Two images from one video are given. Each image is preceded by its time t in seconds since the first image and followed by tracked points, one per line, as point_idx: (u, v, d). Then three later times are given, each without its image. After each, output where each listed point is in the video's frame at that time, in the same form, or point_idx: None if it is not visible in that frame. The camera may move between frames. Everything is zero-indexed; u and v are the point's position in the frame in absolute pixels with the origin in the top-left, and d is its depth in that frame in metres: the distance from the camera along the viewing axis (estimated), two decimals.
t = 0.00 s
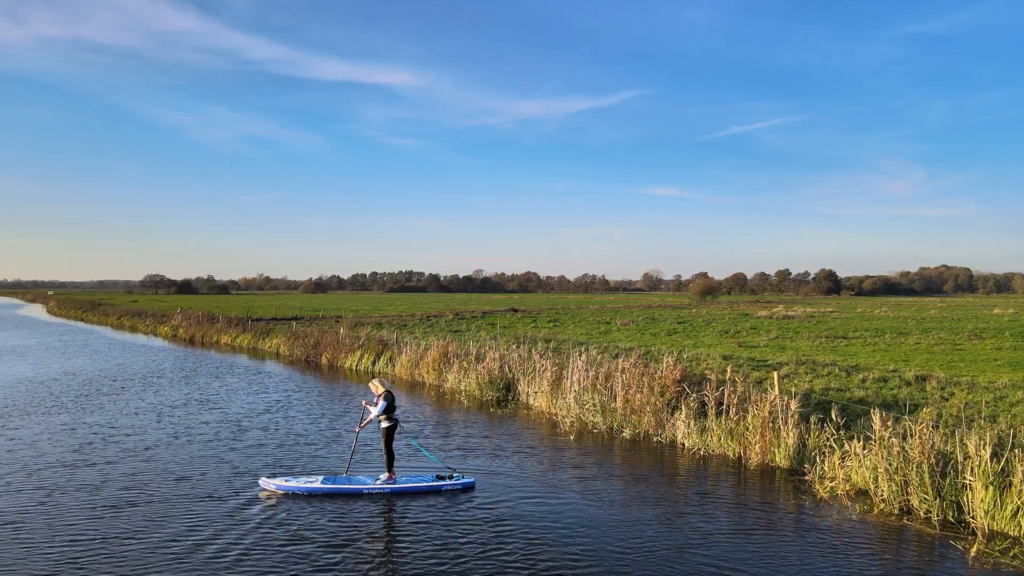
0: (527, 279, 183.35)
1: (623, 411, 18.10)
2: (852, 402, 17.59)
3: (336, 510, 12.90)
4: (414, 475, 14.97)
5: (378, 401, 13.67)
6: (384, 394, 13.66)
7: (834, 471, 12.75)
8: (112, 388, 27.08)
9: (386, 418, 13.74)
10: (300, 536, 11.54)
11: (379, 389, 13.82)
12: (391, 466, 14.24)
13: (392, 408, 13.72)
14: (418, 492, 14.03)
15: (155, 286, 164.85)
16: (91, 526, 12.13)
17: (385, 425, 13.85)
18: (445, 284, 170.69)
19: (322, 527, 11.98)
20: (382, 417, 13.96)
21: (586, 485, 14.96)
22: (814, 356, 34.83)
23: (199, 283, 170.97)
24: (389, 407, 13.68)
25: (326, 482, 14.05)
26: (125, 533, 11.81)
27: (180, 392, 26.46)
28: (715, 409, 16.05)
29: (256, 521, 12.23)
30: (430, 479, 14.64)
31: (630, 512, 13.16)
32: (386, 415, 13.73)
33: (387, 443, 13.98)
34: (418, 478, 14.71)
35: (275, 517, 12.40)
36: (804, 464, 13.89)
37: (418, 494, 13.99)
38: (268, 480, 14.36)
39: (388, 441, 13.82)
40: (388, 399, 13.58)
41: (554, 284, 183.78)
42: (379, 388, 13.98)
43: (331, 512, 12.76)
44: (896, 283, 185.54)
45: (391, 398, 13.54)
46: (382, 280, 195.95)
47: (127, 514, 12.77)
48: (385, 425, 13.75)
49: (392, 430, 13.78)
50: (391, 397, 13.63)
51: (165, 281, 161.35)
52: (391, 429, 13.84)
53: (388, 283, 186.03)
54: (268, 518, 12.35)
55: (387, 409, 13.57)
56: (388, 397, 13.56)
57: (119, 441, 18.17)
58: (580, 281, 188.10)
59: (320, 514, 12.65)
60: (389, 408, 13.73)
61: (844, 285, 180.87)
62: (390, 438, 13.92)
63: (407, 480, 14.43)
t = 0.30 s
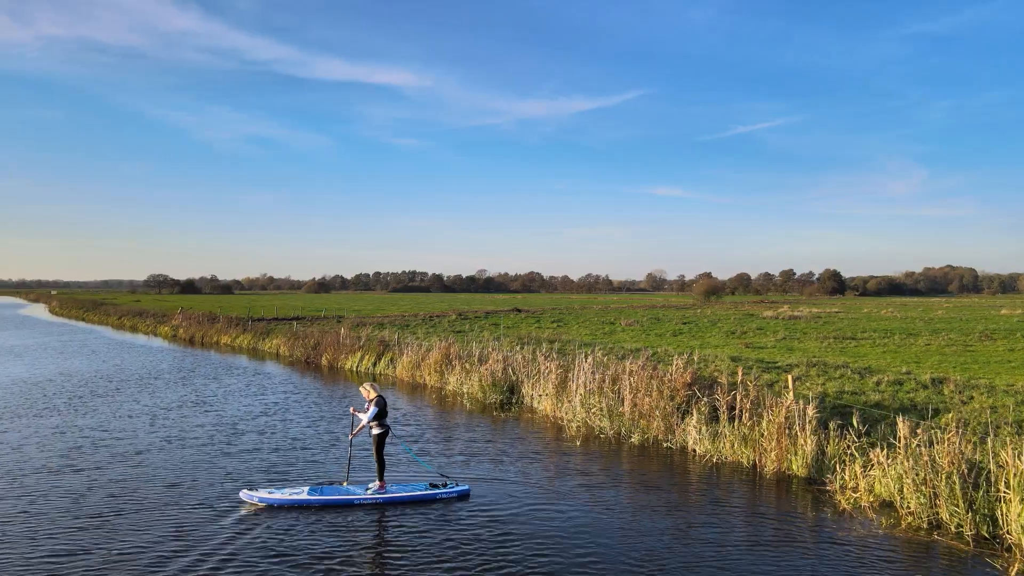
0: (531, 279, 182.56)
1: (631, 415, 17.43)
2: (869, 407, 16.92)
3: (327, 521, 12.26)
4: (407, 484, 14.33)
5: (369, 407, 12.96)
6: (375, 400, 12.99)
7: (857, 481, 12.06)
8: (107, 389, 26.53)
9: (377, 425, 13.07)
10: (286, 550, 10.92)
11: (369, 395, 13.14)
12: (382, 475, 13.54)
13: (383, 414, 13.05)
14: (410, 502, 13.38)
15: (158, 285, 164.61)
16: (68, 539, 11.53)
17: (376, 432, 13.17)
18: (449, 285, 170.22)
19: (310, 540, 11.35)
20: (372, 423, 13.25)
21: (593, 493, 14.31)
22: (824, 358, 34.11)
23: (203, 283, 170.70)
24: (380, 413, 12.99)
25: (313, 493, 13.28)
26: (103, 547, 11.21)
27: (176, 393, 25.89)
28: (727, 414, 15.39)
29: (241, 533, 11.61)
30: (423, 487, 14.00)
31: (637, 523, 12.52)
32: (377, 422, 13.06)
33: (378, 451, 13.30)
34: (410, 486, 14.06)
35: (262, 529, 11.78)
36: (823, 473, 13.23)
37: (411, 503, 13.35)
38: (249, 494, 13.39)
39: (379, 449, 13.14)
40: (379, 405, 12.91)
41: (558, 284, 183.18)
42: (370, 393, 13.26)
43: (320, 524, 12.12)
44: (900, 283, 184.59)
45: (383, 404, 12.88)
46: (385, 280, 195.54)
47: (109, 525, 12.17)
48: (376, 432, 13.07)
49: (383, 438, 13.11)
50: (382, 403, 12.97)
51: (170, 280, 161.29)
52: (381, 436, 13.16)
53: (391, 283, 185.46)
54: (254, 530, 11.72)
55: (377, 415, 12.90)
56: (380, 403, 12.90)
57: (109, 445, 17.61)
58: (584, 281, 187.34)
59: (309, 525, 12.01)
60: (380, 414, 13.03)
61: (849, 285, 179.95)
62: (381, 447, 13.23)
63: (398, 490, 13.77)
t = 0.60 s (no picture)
0: (543, 279, 181.86)
1: (649, 420, 16.75)
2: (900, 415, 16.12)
3: (325, 534, 11.61)
4: (410, 493, 13.69)
5: (368, 414, 12.31)
6: (374, 405, 12.34)
7: (893, 495, 11.36)
8: (113, 389, 26.12)
9: (376, 432, 12.41)
10: (284, 564, 10.33)
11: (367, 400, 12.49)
12: (381, 484, 12.90)
13: (382, 421, 12.40)
14: (413, 513, 12.73)
15: (173, 283, 165.16)
16: (56, 550, 10.97)
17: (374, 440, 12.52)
18: (461, 284, 169.83)
19: (307, 554, 10.72)
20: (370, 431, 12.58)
21: (609, 503, 13.65)
22: (845, 361, 33.22)
23: (217, 282, 171.13)
24: (379, 420, 12.33)
25: (308, 505, 12.58)
26: (92, 559, 10.64)
27: (182, 394, 25.43)
28: (751, 421, 14.67)
29: (236, 546, 11.00)
30: (424, 496, 13.41)
31: (656, 536, 11.85)
32: (375, 430, 12.40)
33: (378, 459, 12.65)
34: (413, 496, 13.42)
35: (257, 542, 11.16)
36: (855, 486, 12.48)
37: (414, 514, 12.71)
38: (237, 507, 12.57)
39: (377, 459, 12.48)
40: (379, 411, 12.26)
41: (570, 283, 182.38)
42: (369, 399, 12.60)
43: (319, 536, 11.49)
44: (916, 284, 182.45)
45: (381, 411, 12.23)
46: (398, 280, 195.41)
47: (102, 535, 11.63)
48: (375, 440, 12.42)
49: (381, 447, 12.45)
50: (381, 410, 12.31)
51: (184, 279, 161.87)
52: (380, 444, 12.50)
53: (403, 283, 185.20)
54: (249, 543, 11.11)
55: (375, 422, 12.24)
56: (379, 409, 12.25)
57: (110, 448, 17.13)
58: (596, 281, 186.45)
59: (307, 538, 11.39)
60: (380, 421, 12.37)
61: (865, 286, 178.16)
62: (380, 455, 12.59)
63: (399, 500, 13.12)
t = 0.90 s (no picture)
0: (559, 279, 181.03)
1: (671, 427, 16.04)
2: (936, 425, 15.32)
3: (328, 546, 11.04)
4: (409, 503, 13.09)
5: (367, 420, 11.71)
6: (374, 412, 11.74)
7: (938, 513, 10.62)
8: (122, 388, 25.75)
9: (376, 440, 11.80)
10: None
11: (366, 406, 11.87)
12: (381, 495, 12.26)
13: (382, 428, 11.81)
14: (415, 524, 12.12)
15: (190, 281, 165.90)
16: (47, 558, 10.46)
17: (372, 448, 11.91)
18: (477, 284, 169.39)
19: (308, 569, 10.12)
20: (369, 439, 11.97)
21: (629, 515, 12.96)
22: (871, 366, 32.26)
23: (235, 280, 171.75)
24: (379, 427, 11.73)
25: (304, 518, 11.82)
26: (84, 570, 10.10)
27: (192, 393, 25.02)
28: (781, 431, 13.93)
29: (234, 558, 10.44)
30: (427, 507, 12.78)
31: (680, 552, 11.14)
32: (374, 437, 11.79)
33: (377, 469, 12.01)
34: (412, 506, 12.81)
35: (256, 555, 10.58)
36: (893, 502, 11.74)
37: (416, 526, 12.11)
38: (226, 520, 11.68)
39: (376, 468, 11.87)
40: (379, 418, 11.66)
41: (586, 284, 181.42)
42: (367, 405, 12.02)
43: (321, 549, 10.90)
44: (937, 288, 179.91)
45: (380, 418, 11.61)
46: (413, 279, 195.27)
47: (96, 543, 11.10)
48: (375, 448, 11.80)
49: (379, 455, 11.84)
50: (381, 416, 11.70)
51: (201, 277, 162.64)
52: (380, 453, 11.88)
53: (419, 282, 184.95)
54: (248, 555, 10.54)
55: (374, 430, 11.63)
56: (378, 416, 11.66)
57: (114, 449, 16.69)
58: (612, 282, 185.31)
59: (308, 552, 10.79)
60: (379, 428, 11.76)
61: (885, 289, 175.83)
62: (380, 464, 11.95)
63: (399, 510, 12.51)
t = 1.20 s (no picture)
0: (570, 279, 180.19)
1: (689, 434, 15.35)
2: (969, 433, 14.60)
3: (322, 561, 10.44)
4: (401, 515, 12.46)
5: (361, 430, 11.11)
6: (368, 420, 11.14)
7: (980, 530, 9.91)
8: (125, 390, 25.31)
9: (369, 450, 11.20)
10: None
11: (360, 414, 11.23)
12: (372, 509, 11.60)
13: (376, 437, 11.21)
14: (410, 539, 11.49)
15: (201, 281, 166.31)
16: (27, 572, 9.93)
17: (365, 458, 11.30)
18: (487, 284, 168.96)
19: None
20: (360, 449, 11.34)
21: (644, 527, 12.30)
22: (890, 368, 31.44)
23: (246, 279, 172.12)
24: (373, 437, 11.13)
25: (293, 537, 10.98)
26: None
27: (196, 396, 24.56)
28: (807, 439, 13.22)
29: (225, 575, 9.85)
30: (421, 518, 12.16)
31: (700, 569, 10.47)
32: (367, 447, 11.18)
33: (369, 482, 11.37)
34: (405, 519, 12.18)
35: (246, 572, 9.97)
36: (928, 516, 11.04)
37: (411, 540, 11.48)
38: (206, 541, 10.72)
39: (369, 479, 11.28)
40: (373, 426, 11.08)
41: (597, 284, 180.60)
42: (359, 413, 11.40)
43: (316, 566, 10.29)
44: (951, 288, 177.95)
45: (375, 427, 11.00)
46: (424, 280, 195.02)
47: (82, 557, 10.56)
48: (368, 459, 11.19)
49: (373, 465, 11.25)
50: (375, 425, 11.09)
51: (213, 276, 163.04)
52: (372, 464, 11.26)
53: (429, 282, 184.59)
54: (239, 571, 9.95)
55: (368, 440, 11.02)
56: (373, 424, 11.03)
57: (111, 455, 16.20)
58: (623, 282, 184.50)
59: (302, 569, 10.18)
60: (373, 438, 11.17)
61: (898, 289, 174.23)
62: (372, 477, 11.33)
63: (392, 524, 11.87)
